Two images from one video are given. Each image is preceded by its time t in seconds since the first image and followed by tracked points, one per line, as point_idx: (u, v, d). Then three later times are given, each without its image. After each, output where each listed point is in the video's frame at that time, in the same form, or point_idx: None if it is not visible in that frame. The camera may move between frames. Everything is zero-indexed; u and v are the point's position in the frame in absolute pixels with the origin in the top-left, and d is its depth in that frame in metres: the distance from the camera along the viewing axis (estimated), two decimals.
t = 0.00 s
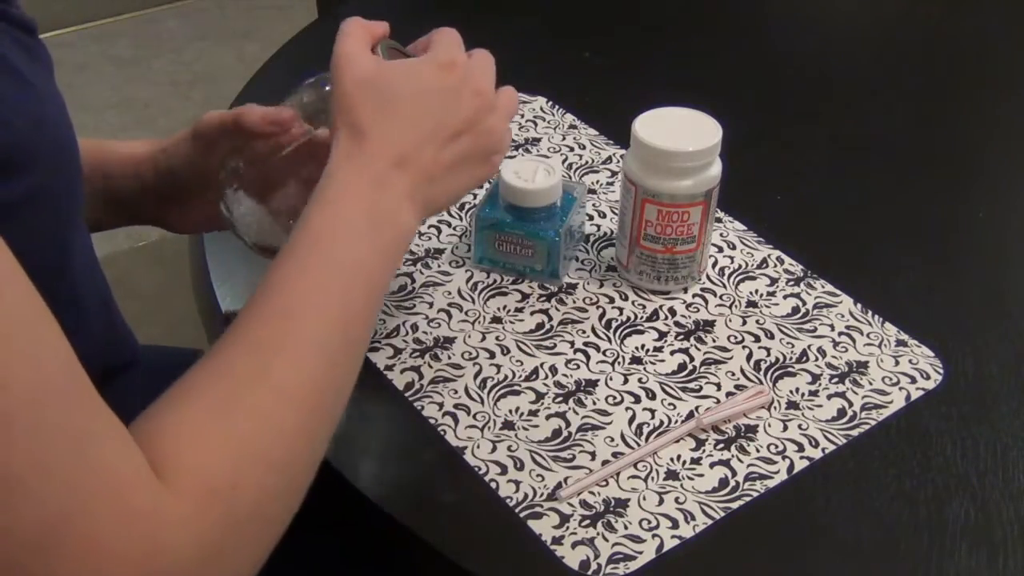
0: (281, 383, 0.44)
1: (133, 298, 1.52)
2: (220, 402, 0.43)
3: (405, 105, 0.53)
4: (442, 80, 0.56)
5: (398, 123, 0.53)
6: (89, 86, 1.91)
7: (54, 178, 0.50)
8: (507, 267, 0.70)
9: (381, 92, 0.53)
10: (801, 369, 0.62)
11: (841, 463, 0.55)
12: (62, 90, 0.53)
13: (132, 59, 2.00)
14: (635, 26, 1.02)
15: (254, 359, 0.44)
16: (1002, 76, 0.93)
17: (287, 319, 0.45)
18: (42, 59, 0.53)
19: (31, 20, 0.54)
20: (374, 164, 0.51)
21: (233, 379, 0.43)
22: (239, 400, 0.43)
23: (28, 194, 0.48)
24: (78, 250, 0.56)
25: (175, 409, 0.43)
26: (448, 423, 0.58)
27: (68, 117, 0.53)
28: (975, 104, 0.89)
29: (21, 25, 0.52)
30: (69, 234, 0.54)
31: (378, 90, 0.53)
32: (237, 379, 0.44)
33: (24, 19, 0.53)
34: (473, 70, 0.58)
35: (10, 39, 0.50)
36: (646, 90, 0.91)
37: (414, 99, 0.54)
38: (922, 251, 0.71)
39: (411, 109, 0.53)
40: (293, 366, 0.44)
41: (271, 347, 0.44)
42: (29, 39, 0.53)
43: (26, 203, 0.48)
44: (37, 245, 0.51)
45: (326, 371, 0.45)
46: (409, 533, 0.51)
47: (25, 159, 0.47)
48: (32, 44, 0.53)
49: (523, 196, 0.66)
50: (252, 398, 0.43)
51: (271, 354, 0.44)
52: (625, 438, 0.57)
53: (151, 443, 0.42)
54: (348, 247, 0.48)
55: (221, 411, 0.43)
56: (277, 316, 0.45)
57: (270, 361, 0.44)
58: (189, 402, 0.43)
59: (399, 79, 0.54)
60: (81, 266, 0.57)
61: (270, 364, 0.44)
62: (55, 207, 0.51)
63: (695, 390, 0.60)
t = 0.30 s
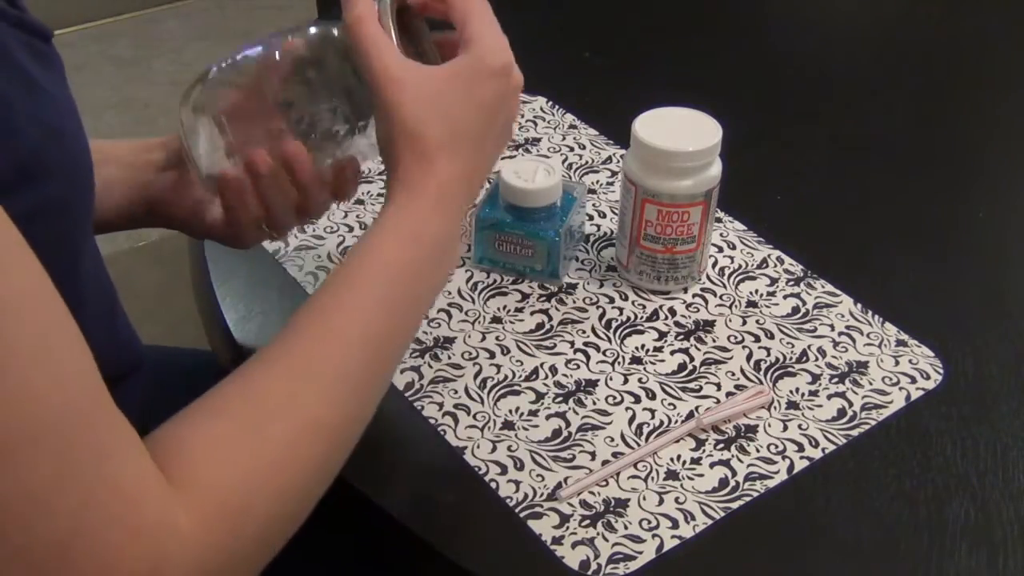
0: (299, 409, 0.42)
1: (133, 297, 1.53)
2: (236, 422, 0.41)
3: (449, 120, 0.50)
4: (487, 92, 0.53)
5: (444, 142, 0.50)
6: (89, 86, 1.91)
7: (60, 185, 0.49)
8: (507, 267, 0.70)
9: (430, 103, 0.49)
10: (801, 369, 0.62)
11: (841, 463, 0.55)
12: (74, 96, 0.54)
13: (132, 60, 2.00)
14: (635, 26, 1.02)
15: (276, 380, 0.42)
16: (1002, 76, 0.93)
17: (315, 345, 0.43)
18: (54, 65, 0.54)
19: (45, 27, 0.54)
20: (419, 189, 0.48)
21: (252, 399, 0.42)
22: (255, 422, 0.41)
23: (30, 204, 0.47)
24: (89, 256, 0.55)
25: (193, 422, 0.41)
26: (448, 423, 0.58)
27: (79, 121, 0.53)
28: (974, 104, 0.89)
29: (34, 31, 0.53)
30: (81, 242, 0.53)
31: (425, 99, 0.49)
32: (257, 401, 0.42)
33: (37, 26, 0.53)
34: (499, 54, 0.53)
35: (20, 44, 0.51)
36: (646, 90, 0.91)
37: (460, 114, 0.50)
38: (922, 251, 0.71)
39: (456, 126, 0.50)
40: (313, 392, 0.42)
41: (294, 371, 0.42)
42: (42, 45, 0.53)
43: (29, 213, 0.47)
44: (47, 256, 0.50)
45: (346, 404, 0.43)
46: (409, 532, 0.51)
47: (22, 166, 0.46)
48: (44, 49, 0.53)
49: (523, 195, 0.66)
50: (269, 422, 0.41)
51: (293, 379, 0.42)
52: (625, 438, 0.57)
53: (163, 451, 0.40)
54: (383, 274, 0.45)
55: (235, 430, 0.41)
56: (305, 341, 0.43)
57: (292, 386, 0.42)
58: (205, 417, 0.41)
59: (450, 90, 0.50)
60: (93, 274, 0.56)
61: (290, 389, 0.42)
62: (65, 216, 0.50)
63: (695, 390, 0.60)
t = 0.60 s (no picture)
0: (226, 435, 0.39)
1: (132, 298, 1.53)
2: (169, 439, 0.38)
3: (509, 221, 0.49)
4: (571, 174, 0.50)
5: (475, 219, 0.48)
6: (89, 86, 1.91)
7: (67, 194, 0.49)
8: (507, 267, 0.70)
9: (485, 196, 0.47)
10: (801, 369, 0.62)
11: (842, 463, 0.55)
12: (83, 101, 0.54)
13: (132, 59, 1.99)
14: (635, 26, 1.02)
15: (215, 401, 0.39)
16: (1002, 76, 0.93)
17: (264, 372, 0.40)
18: (64, 69, 0.54)
19: (56, 34, 0.55)
20: (434, 231, 0.46)
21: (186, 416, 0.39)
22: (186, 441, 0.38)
23: (30, 215, 0.47)
24: (94, 264, 0.54)
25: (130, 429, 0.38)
26: (448, 423, 0.58)
27: (88, 127, 0.53)
28: (975, 104, 0.89)
29: (44, 36, 0.53)
30: (85, 251, 0.52)
31: (479, 186, 0.48)
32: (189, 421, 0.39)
33: (49, 31, 0.54)
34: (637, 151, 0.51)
35: (28, 47, 0.51)
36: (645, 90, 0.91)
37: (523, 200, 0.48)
38: (923, 251, 0.71)
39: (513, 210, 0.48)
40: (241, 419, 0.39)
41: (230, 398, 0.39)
42: (53, 50, 0.54)
43: (30, 224, 0.47)
44: (49, 265, 0.50)
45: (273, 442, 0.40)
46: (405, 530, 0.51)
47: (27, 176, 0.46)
48: (54, 54, 0.54)
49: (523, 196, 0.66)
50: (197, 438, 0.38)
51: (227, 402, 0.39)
52: (625, 438, 0.57)
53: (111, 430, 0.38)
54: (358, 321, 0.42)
55: (176, 424, 0.38)
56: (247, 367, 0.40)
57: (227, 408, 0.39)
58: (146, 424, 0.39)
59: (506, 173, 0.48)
60: (100, 282, 0.56)
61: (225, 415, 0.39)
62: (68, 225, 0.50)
63: (695, 390, 0.60)
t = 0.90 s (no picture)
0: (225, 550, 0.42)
1: (132, 298, 1.53)
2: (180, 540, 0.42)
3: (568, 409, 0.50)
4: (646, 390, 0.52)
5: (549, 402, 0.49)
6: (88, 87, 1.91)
7: (59, 199, 0.51)
8: (507, 267, 0.70)
9: (568, 375, 0.49)
10: (802, 369, 0.62)
11: (841, 463, 0.55)
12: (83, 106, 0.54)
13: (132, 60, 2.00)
14: (636, 26, 1.02)
15: (245, 502, 0.44)
16: (1003, 76, 0.93)
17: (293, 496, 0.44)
18: (63, 73, 0.54)
19: (57, 36, 0.55)
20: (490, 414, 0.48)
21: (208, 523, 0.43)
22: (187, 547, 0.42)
23: (26, 217, 0.49)
24: (92, 265, 0.56)
25: (170, 494, 0.45)
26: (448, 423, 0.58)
27: (87, 132, 0.54)
28: (975, 104, 0.89)
29: (43, 40, 0.53)
30: (84, 251, 0.54)
31: (559, 360, 0.49)
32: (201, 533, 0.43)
33: (47, 33, 0.54)
34: (715, 332, 0.51)
35: (28, 52, 0.52)
36: (646, 90, 0.91)
37: (600, 389, 0.49)
38: (923, 252, 0.71)
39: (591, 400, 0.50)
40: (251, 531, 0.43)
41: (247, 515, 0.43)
42: (53, 54, 0.54)
43: (27, 227, 0.49)
44: (49, 268, 0.52)
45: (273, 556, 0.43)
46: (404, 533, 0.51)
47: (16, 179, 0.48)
48: (53, 57, 0.54)
49: (522, 195, 0.66)
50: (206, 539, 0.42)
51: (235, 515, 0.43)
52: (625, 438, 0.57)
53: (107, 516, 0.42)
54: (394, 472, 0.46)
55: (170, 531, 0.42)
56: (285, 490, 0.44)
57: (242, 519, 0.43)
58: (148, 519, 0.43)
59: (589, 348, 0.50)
60: (101, 283, 0.57)
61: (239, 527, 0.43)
62: (66, 228, 0.51)
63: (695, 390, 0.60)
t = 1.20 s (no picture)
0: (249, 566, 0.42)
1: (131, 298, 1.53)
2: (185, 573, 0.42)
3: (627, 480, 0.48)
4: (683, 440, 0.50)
5: (584, 464, 0.47)
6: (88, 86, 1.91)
7: (62, 207, 0.49)
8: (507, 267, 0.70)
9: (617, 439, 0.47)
10: (801, 369, 0.62)
11: (842, 463, 0.55)
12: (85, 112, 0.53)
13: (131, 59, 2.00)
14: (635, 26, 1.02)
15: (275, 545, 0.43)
16: (1001, 76, 0.93)
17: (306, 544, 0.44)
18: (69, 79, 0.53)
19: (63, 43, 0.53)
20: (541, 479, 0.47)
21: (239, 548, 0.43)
22: None
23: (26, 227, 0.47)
24: (93, 275, 0.53)
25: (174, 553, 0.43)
26: (448, 423, 0.58)
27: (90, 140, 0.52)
28: (974, 104, 0.89)
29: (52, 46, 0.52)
30: (84, 259, 0.52)
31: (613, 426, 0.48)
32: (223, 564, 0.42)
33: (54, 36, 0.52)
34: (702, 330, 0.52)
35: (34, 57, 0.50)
36: (646, 90, 0.91)
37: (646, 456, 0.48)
38: (923, 252, 0.71)
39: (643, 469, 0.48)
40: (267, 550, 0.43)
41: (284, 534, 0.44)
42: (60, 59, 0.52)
43: (25, 237, 0.47)
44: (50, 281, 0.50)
45: None
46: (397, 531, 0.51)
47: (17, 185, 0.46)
48: (60, 63, 0.52)
49: (522, 195, 0.66)
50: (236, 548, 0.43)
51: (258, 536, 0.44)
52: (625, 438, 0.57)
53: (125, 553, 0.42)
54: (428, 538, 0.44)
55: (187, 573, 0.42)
56: (300, 539, 0.44)
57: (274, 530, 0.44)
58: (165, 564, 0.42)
59: (628, 411, 0.48)
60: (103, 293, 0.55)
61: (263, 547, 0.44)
62: (67, 240, 0.49)
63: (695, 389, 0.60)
